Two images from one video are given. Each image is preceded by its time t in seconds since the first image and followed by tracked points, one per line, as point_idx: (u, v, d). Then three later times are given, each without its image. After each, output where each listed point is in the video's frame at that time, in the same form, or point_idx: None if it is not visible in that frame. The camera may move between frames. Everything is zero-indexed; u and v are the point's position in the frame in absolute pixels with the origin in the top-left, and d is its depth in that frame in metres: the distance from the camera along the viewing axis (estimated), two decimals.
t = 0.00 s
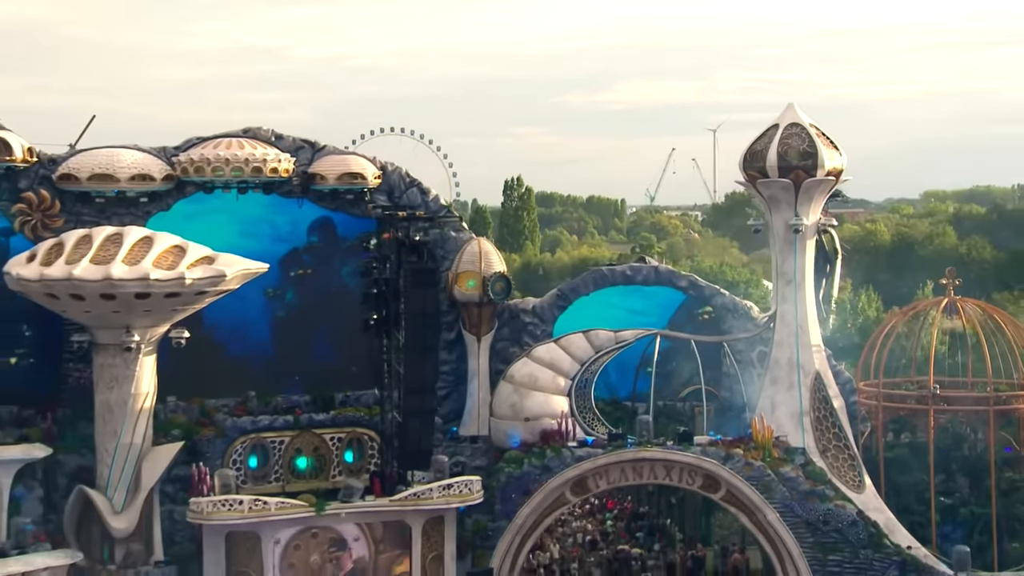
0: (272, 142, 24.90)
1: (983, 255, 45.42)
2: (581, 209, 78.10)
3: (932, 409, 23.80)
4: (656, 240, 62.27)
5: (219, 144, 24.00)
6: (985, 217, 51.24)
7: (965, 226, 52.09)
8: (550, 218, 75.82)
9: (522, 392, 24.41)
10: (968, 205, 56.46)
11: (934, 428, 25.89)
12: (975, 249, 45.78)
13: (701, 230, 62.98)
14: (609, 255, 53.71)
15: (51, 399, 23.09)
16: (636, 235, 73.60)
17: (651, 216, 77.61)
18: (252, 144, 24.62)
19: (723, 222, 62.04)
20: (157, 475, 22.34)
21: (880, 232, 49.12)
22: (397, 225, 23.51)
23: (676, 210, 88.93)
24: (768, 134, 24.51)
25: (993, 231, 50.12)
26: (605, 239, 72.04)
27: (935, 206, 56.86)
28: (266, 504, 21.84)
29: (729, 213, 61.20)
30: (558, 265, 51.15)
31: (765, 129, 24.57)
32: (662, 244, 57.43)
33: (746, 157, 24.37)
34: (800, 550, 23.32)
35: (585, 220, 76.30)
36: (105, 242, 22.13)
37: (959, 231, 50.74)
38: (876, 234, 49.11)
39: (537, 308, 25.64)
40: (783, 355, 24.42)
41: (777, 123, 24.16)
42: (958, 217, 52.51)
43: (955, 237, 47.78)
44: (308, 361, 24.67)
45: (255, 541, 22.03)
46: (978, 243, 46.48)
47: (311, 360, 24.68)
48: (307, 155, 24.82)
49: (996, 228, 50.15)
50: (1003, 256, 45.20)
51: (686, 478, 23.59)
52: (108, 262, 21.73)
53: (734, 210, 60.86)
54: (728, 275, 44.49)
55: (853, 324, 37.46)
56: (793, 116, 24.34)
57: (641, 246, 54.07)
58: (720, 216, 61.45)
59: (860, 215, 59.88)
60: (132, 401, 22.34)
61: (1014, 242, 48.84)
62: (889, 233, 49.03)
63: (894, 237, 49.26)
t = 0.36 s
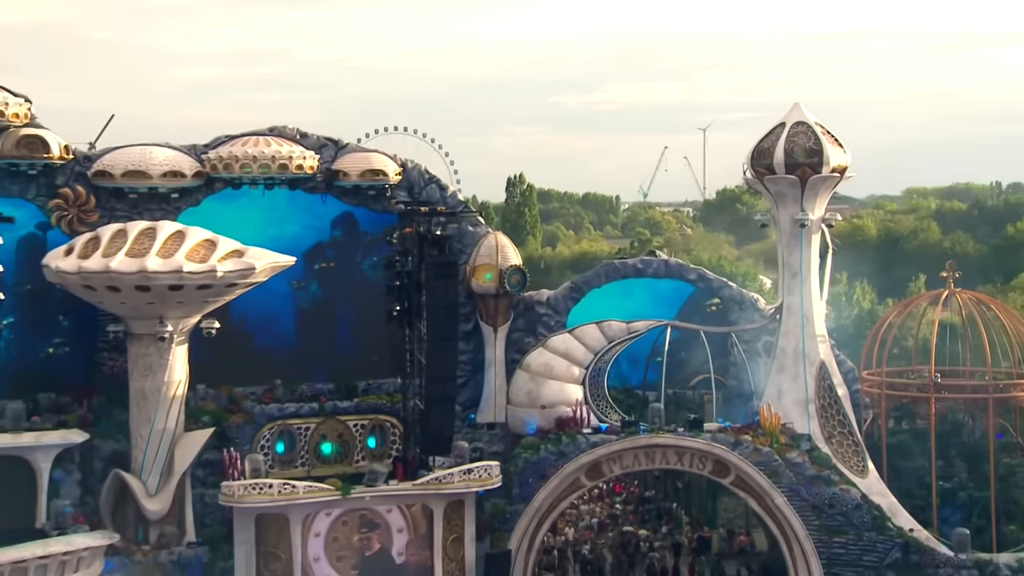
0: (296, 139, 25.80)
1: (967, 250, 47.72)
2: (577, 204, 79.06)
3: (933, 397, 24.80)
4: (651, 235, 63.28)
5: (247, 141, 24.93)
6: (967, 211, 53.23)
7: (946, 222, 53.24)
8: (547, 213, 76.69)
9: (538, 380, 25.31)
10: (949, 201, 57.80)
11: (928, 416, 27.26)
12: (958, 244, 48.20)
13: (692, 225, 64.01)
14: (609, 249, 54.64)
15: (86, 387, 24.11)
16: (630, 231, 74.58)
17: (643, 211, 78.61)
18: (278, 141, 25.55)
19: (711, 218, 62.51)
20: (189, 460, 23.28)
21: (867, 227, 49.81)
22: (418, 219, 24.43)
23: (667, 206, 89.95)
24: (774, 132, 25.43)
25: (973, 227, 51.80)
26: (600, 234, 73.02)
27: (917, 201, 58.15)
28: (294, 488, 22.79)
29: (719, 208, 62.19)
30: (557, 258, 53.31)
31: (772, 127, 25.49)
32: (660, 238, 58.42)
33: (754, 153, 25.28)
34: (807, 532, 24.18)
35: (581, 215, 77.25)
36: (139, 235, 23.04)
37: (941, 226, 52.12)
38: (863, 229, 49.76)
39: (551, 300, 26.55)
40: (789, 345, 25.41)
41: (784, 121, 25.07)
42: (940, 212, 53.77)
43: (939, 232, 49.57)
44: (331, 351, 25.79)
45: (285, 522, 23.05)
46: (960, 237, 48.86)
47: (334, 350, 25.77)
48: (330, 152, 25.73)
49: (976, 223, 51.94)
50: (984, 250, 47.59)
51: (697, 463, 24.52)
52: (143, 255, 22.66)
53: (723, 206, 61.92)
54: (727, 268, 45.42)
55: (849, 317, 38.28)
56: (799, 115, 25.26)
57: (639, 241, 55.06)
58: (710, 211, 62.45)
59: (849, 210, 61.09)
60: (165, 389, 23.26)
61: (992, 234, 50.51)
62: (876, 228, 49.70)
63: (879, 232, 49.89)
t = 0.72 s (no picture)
0: (319, 137, 26.77)
1: (952, 243, 50.45)
2: (572, 199, 80.11)
3: (932, 384, 25.82)
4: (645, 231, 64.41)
5: (272, 138, 25.87)
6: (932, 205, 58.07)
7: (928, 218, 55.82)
8: (543, 208, 77.69)
9: (552, 368, 26.29)
10: (930, 197, 59.28)
11: (925, 400, 28.29)
12: (942, 238, 50.75)
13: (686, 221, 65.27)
14: (607, 244, 55.69)
15: (119, 374, 25.11)
16: (623, 227, 75.72)
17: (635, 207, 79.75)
18: (301, 139, 26.53)
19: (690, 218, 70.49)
20: (218, 445, 24.19)
21: (852, 223, 51.85)
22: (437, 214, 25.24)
23: (658, 202, 91.09)
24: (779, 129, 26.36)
25: (952, 222, 54.75)
26: (594, 228, 74.14)
27: (899, 197, 59.59)
28: (320, 471, 23.68)
29: (710, 205, 63.30)
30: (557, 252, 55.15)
31: (777, 125, 26.44)
32: (656, 233, 59.54)
33: (759, 150, 26.21)
34: (811, 514, 25.15)
35: (576, 211, 78.29)
36: (170, 229, 23.98)
37: (923, 221, 53.63)
38: (849, 224, 51.79)
39: (563, 291, 27.55)
40: (793, 334, 26.42)
41: (789, 119, 26.00)
42: (921, 208, 55.57)
43: (922, 227, 51.52)
44: (353, 341, 26.76)
45: (310, 505, 23.88)
46: (944, 231, 51.52)
47: (355, 339, 26.75)
48: (351, 149, 26.72)
49: (956, 218, 54.78)
50: (967, 243, 50.33)
51: (706, 449, 25.42)
52: (175, 248, 23.61)
53: (714, 202, 63.09)
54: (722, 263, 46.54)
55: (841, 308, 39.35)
56: (803, 112, 26.20)
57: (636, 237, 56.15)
58: (700, 208, 63.58)
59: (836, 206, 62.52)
60: (195, 375, 24.24)
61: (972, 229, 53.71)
62: (861, 224, 51.96)
63: (865, 227, 52.06)
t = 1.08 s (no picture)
0: (337, 133, 27.68)
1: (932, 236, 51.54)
2: (567, 195, 81.02)
3: (931, 372, 26.76)
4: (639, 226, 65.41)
5: (293, 135, 26.83)
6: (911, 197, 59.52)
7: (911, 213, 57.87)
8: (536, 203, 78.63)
9: (564, 356, 27.21)
10: (911, 193, 60.64)
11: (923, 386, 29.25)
12: (924, 230, 51.76)
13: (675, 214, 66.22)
14: (603, 238, 56.62)
15: (146, 363, 26.14)
16: (616, 222, 76.72)
17: (628, 203, 80.74)
18: (320, 135, 27.45)
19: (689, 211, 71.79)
20: (242, 430, 25.06)
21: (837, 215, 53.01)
22: (452, 208, 26.04)
23: (650, 197, 92.06)
24: (783, 126, 27.25)
25: (936, 216, 56.47)
26: (589, 223, 75.10)
27: (881, 192, 60.94)
28: (341, 456, 24.59)
29: (699, 199, 64.20)
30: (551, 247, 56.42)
31: (780, 121, 27.33)
32: (651, 228, 60.54)
33: (763, 146, 27.10)
34: (814, 497, 26.08)
35: (570, 205, 79.22)
36: (196, 222, 24.88)
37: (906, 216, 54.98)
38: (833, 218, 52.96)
39: (573, 283, 28.50)
40: (796, 324, 27.40)
41: (792, 115, 26.88)
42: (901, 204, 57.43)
43: (904, 221, 52.56)
44: (370, 331, 27.69)
45: (332, 489, 24.76)
46: (926, 225, 52.56)
47: (372, 328, 27.69)
48: (369, 145, 27.65)
49: (938, 212, 56.71)
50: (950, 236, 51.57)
51: (713, 434, 26.32)
52: (201, 240, 24.48)
53: (702, 196, 63.95)
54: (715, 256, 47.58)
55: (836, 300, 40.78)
56: (806, 109, 27.10)
57: (632, 232, 57.16)
58: (691, 203, 64.48)
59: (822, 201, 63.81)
60: (220, 363, 25.15)
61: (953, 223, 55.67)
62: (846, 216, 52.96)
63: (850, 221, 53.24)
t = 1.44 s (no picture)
0: (354, 130, 28.63)
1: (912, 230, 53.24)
2: (559, 190, 82.24)
3: (925, 360, 27.86)
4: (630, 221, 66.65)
5: (311, 132, 27.85)
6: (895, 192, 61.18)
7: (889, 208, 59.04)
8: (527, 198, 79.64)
9: (572, 345, 28.27)
10: (889, 187, 62.18)
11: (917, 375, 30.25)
12: (904, 224, 53.35)
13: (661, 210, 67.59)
14: (597, 233, 57.74)
15: (170, 351, 27.15)
16: (607, 216, 77.95)
17: (618, 198, 82.03)
18: (337, 132, 28.41)
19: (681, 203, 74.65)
20: (265, 415, 26.16)
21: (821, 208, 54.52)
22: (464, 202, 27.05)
23: (639, 193, 93.38)
24: (784, 123, 28.22)
25: (914, 210, 58.03)
26: (581, 217, 76.34)
27: (861, 186, 62.37)
28: (360, 441, 25.59)
29: (686, 194, 65.49)
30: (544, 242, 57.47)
31: (781, 118, 28.28)
32: (643, 223, 61.72)
33: (764, 143, 28.14)
34: (814, 480, 27.16)
35: (562, 200, 80.24)
36: (220, 216, 25.84)
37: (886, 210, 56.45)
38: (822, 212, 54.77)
39: (580, 274, 29.48)
40: (796, 314, 28.44)
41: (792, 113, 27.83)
42: (881, 197, 58.88)
43: (885, 215, 54.25)
44: (384, 320, 28.68)
45: (351, 473, 25.71)
46: (906, 219, 54.04)
47: (388, 318, 28.67)
48: (384, 142, 28.63)
49: (916, 207, 58.06)
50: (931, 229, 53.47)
51: (717, 420, 27.38)
52: (225, 234, 25.45)
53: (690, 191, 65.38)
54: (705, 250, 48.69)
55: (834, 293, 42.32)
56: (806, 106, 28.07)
57: (626, 226, 58.34)
58: (678, 198, 65.46)
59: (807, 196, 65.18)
60: (243, 352, 26.12)
61: (932, 217, 57.13)
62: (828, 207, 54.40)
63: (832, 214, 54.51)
